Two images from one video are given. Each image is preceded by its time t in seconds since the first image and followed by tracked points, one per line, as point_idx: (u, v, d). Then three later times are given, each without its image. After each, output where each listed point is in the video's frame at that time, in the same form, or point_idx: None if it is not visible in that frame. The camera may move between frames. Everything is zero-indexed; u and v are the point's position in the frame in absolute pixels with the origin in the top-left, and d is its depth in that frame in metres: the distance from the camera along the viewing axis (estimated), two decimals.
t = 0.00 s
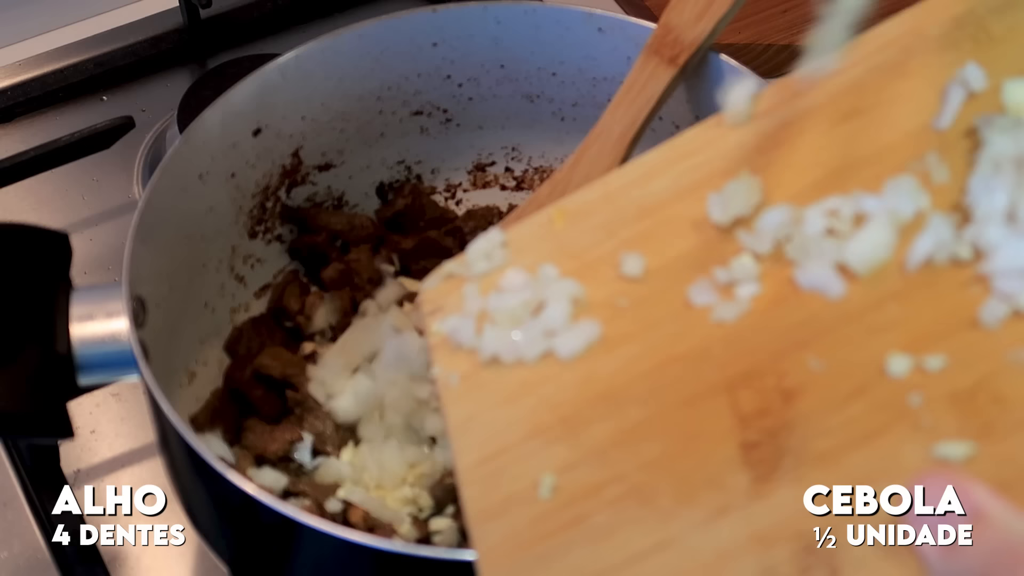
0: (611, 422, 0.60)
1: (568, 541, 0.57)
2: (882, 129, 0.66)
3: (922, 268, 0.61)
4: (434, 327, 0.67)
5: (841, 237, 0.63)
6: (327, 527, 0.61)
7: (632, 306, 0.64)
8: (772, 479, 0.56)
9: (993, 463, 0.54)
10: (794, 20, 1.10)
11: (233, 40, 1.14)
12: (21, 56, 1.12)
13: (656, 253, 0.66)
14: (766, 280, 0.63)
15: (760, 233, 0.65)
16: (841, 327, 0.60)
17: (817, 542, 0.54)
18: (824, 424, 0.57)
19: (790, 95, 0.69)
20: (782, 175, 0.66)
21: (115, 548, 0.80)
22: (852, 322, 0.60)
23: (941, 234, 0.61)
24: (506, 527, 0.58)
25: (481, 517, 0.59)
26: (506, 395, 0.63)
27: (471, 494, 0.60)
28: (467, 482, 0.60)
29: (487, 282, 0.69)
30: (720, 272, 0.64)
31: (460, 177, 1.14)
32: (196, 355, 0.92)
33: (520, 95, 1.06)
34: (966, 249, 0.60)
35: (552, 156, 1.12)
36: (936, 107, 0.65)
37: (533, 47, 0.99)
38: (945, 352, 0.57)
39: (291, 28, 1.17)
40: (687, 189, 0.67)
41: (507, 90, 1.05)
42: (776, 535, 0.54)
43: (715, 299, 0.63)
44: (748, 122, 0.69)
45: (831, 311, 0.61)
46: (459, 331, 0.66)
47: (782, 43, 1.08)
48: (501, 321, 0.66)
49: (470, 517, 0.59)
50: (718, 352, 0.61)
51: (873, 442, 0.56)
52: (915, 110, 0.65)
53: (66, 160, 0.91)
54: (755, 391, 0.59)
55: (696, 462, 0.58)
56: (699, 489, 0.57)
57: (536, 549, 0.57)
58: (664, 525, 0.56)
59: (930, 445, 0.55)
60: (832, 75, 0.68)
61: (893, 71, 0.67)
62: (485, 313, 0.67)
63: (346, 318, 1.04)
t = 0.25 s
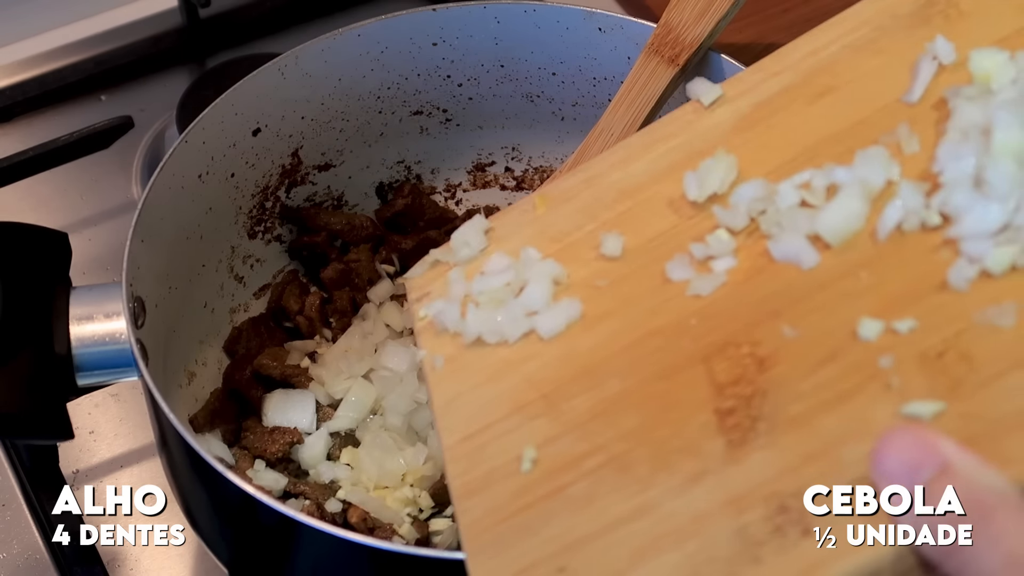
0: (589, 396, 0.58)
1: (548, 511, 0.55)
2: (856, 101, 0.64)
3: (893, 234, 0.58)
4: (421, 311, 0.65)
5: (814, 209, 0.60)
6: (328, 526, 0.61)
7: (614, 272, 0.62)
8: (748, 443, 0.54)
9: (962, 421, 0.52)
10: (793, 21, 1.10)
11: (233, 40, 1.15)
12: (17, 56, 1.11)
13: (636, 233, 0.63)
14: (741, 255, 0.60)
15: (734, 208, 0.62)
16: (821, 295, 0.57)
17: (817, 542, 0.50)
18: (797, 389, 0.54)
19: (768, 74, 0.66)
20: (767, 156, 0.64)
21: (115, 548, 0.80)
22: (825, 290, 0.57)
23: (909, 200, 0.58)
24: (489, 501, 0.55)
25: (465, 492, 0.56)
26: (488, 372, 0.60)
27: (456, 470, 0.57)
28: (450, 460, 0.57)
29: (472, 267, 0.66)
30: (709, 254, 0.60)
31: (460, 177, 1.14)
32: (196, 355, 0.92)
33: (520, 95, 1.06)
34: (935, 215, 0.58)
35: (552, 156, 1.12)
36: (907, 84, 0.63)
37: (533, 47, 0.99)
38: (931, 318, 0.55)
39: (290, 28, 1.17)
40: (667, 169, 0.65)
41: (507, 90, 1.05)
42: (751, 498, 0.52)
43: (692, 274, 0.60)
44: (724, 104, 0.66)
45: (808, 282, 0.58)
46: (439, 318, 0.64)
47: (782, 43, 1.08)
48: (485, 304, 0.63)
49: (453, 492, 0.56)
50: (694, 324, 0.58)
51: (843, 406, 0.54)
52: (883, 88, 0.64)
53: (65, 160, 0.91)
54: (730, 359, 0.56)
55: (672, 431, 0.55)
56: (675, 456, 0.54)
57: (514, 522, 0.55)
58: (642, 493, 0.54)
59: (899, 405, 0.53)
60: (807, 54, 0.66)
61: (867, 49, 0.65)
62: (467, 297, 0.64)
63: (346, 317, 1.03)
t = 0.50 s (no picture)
0: (623, 377, 0.57)
1: (579, 484, 0.54)
2: (897, 100, 0.62)
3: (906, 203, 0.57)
4: (461, 304, 0.65)
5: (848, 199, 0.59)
6: (328, 527, 0.61)
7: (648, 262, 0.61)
8: (780, 415, 0.53)
9: (989, 389, 0.50)
10: (793, 21, 1.10)
11: (234, 40, 1.15)
12: (17, 56, 1.11)
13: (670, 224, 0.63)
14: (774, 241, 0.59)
15: (770, 200, 0.61)
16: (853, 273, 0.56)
17: (817, 542, 0.49)
18: (827, 365, 0.53)
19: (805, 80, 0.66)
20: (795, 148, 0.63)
21: (115, 548, 0.80)
22: (857, 273, 0.56)
23: (940, 189, 0.57)
24: (520, 476, 0.55)
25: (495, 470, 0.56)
26: (524, 359, 0.60)
27: (488, 450, 0.57)
28: (486, 436, 0.57)
29: (511, 264, 0.66)
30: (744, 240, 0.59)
31: (460, 177, 1.15)
32: (196, 355, 0.92)
33: (520, 95, 1.06)
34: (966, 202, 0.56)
35: (552, 156, 1.12)
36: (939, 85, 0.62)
37: (533, 47, 0.99)
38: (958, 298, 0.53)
39: (290, 29, 1.17)
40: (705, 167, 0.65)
41: (507, 90, 1.05)
42: (781, 465, 0.51)
43: (727, 264, 0.59)
44: (761, 108, 0.66)
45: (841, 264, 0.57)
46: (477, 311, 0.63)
47: (782, 44, 1.09)
48: (523, 294, 0.63)
49: (488, 468, 0.56)
50: (728, 309, 0.57)
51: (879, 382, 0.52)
52: (917, 89, 0.62)
53: (65, 159, 0.91)
54: (761, 341, 0.56)
55: (702, 406, 0.54)
56: (705, 429, 0.54)
57: (544, 494, 0.54)
58: (673, 464, 0.53)
59: (926, 377, 0.52)
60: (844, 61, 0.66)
61: (900, 55, 0.64)
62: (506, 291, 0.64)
63: (346, 318, 1.04)
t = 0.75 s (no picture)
0: (639, 370, 0.60)
1: (595, 479, 0.57)
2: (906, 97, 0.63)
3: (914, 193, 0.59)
4: (479, 297, 0.69)
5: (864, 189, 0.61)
6: (327, 526, 0.61)
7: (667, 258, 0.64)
8: (793, 410, 0.55)
9: (1003, 384, 0.52)
10: (792, 21, 1.10)
11: (233, 40, 1.14)
12: (17, 56, 1.11)
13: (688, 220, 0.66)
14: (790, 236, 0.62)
15: (784, 194, 0.64)
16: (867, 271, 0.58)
17: (817, 542, 0.51)
18: (840, 359, 0.56)
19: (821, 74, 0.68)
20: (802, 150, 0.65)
21: (115, 548, 0.80)
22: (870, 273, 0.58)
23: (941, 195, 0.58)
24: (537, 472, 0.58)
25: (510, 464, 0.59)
26: (540, 354, 0.63)
27: (506, 443, 0.60)
28: (501, 432, 0.60)
29: (528, 257, 0.70)
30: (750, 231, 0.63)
31: (460, 177, 1.15)
32: (196, 355, 0.92)
33: (520, 95, 1.06)
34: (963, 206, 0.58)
35: (552, 156, 1.12)
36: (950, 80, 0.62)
37: (533, 47, 0.99)
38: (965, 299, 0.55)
39: (290, 29, 1.17)
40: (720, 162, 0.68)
41: (507, 90, 1.05)
42: (795, 460, 0.53)
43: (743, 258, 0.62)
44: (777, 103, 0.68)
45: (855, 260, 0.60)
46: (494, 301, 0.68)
47: (781, 44, 1.09)
48: (539, 287, 0.67)
49: (503, 464, 0.59)
50: (743, 303, 0.60)
51: (895, 374, 0.54)
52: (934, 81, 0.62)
53: (65, 159, 0.91)
54: (777, 334, 0.58)
55: (719, 399, 0.57)
56: (720, 423, 0.56)
57: (563, 488, 0.57)
58: (687, 459, 0.55)
59: (942, 371, 0.54)
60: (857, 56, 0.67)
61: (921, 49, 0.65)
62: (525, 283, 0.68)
63: (346, 318, 1.04)
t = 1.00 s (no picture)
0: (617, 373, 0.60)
1: (579, 481, 0.56)
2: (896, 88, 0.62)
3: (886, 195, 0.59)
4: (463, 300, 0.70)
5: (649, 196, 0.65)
6: (328, 526, 0.61)
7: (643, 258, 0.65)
8: (775, 409, 0.54)
9: (981, 381, 0.51)
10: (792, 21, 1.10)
11: (234, 40, 1.14)
12: (19, 56, 1.11)
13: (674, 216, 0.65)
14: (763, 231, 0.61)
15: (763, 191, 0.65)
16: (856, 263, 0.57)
17: (817, 542, 0.49)
18: (821, 358, 0.55)
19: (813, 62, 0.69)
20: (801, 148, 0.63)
21: (115, 548, 0.80)
22: (854, 266, 0.57)
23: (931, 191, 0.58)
24: (523, 473, 0.57)
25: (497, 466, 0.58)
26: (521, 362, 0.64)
27: (491, 447, 0.59)
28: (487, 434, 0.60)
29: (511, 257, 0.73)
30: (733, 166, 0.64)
31: (460, 177, 1.15)
32: (195, 355, 0.92)
33: (520, 95, 1.06)
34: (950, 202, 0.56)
35: (552, 156, 1.12)
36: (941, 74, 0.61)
37: (533, 47, 0.99)
38: (945, 300, 0.53)
39: (290, 29, 1.17)
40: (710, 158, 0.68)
41: (507, 90, 1.05)
42: (776, 461, 0.53)
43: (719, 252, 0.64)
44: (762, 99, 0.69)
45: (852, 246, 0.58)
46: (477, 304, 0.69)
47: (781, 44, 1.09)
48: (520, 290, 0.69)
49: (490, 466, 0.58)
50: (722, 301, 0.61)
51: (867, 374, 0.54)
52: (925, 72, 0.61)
53: (65, 159, 0.91)
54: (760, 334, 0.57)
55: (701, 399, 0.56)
56: (702, 424, 0.56)
57: (544, 491, 0.56)
58: (669, 460, 0.55)
59: (920, 370, 0.53)
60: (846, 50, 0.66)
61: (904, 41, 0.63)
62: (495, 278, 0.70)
63: (346, 318, 1.03)
